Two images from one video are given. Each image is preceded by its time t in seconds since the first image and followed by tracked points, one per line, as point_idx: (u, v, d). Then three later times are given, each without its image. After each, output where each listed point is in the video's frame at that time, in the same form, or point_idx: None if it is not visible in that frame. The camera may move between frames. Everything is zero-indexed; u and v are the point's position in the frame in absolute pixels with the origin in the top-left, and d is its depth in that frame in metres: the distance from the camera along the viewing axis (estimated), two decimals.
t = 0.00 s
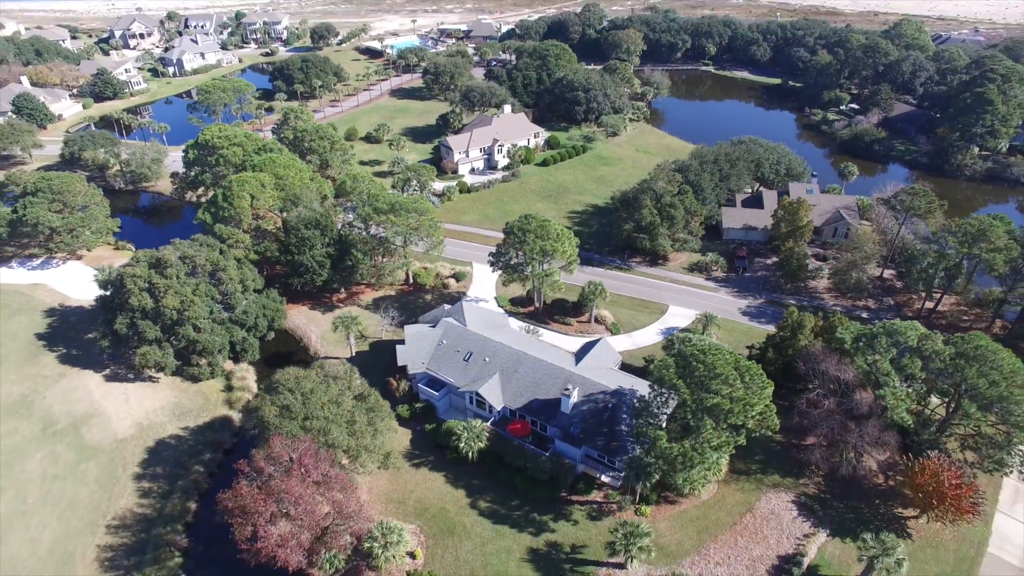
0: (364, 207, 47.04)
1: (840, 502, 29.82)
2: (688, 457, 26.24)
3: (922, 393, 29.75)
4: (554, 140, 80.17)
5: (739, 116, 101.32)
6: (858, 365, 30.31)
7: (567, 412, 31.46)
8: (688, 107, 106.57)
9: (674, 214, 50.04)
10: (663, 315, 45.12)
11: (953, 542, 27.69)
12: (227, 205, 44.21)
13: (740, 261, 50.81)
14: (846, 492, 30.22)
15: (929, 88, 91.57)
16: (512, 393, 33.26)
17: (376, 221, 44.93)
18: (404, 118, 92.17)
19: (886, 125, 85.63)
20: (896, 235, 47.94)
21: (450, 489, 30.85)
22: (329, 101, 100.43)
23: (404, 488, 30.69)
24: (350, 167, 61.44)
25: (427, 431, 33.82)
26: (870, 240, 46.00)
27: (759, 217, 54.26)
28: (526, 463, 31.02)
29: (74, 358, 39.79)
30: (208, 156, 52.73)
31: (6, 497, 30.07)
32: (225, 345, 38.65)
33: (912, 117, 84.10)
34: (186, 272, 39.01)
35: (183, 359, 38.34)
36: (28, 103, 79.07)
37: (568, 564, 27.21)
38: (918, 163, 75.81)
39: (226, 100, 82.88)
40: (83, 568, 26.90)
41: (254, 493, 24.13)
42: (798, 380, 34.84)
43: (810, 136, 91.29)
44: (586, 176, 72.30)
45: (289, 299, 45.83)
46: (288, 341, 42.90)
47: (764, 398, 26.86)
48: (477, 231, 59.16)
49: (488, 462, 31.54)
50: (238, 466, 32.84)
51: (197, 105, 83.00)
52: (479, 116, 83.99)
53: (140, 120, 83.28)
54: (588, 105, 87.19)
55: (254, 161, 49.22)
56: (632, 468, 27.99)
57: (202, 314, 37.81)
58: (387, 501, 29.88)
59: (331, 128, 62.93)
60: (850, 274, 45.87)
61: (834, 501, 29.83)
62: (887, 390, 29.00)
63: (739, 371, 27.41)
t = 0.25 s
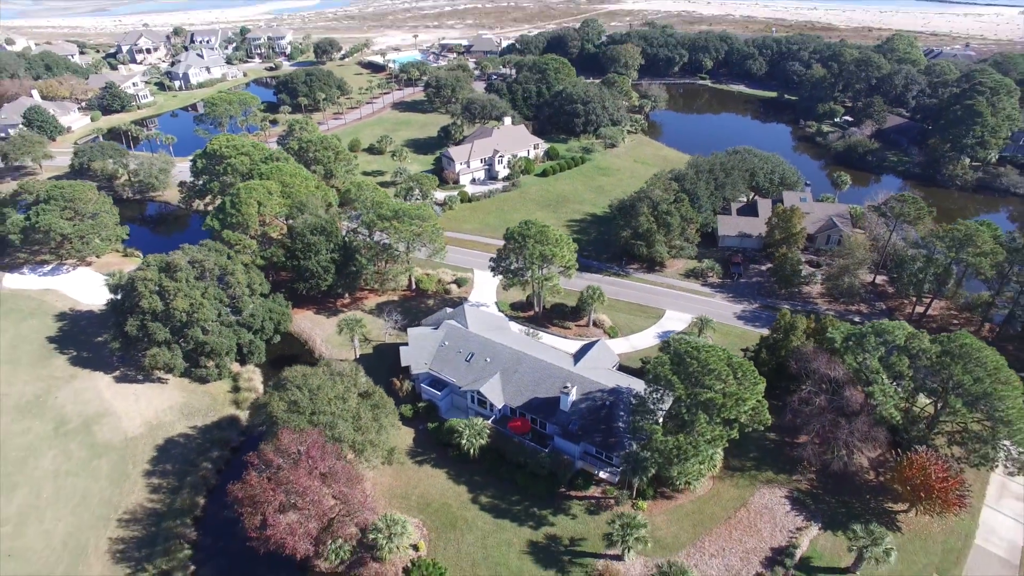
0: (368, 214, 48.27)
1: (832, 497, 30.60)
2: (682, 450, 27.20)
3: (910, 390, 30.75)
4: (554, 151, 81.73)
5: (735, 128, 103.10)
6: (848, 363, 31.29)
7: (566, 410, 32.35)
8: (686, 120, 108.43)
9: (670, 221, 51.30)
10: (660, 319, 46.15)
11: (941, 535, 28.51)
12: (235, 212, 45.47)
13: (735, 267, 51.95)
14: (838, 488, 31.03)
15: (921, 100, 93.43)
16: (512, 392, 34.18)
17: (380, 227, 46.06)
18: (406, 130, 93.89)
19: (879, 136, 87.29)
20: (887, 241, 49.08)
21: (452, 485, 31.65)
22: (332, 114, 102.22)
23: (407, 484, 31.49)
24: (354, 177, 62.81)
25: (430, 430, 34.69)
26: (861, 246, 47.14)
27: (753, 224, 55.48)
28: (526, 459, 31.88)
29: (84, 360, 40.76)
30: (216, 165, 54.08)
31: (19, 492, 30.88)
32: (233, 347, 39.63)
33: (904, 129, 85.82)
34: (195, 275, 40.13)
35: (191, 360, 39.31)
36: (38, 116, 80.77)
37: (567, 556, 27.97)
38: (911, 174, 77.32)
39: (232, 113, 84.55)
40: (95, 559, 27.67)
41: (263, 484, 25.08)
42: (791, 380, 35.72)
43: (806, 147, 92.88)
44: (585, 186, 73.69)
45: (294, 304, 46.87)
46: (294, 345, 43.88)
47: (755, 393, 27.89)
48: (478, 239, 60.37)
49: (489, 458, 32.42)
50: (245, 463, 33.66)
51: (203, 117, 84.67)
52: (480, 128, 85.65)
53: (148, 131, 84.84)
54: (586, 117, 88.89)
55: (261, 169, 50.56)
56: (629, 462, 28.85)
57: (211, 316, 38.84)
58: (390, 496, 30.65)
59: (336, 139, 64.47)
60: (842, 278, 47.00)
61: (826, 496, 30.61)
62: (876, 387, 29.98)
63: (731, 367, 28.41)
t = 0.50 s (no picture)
0: (373, 222, 49.62)
1: (823, 492, 31.53)
2: (676, 443, 28.28)
3: (896, 388, 31.90)
4: (553, 164, 83.47)
5: (732, 142, 105.07)
6: (836, 362, 32.48)
7: (564, 408, 33.41)
8: (682, 134, 110.50)
9: (666, 229, 52.64)
10: (656, 324, 47.31)
11: (928, 527, 29.45)
12: (244, 220, 46.91)
13: (730, 275, 53.23)
14: (829, 483, 31.97)
15: (913, 115, 95.43)
16: (512, 392, 35.26)
17: (384, 235, 47.32)
18: (408, 144, 95.81)
19: (872, 150, 89.10)
20: (877, 249, 50.44)
21: (454, 481, 32.60)
22: (336, 128, 104.23)
23: (411, 480, 32.44)
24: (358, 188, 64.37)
25: (432, 429, 35.70)
26: (851, 253, 48.46)
27: (748, 233, 56.85)
28: (526, 456, 32.87)
29: (96, 364, 41.85)
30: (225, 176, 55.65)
31: (34, 488, 31.81)
32: (241, 350, 40.74)
33: (896, 143, 87.66)
34: (205, 280, 41.40)
35: (200, 363, 40.41)
36: (49, 130, 82.62)
37: (566, 548, 28.86)
38: (902, 186, 78.96)
39: (238, 127, 86.48)
40: (109, 551, 28.54)
41: (274, 473, 26.18)
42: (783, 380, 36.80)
43: (800, 160, 94.70)
44: (583, 197, 75.28)
45: (300, 310, 48.04)
46: (300, 349, 44.99)
47: (747, 389, 29.07)
48: (479, 248, 61.71)
49: (490, 456, 33.42)
50: (253, 461, 34.63)
51: (210, 131, 86.58)
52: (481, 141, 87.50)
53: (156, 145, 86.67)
54: (585, 131, 90.81)
55: (269, 179, 52.10)
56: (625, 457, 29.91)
57: (220, 320, 40.03)
58: (394, 491, 31.59)
59: (341, 151, 66.16)
60: (834, 284, 48.26)
61: (817, 491, 31.55)
62: (864, 384, 31.09)
63: (723, 364, 29.58)
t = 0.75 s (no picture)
0: (377, 230, 50.81)
1: (815, 489, 32.36)
2: (672, 439, 29.28)
3: (886, 387, 32.91)
4: (553, 175, 84.97)
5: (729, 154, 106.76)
6: (827, 361, 33.51)
7: (564, 407, 34.35)
8: (680, 147, 112.25)
9: (663, 237, 53.80)
10: (653, 329, 48.32)
11: (917, 522, 30.27)
12: (252, 228, 48.15)
13: (726, 282, 54.35)
14: (821, 481, 32.81)
15: (906, 127, 97.00)
16: (513, 392, 36.21)
17: (387, 242, 48.47)
18: (410, 156, 97.43)
19: (866, 161, 90.51)
20: (870, 256, 51.59)
21: (457, 478, 33.44)
22: (339, 141, 105.99)
23: (414, 478, 33.28)
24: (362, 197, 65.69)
25: (435, 429, 36.64)
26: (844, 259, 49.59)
27: (743, 241, 58.03)
28: (527, 454, 33.74)
29: (106, 367, 42.87)
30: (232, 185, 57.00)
31: (48, 485, 32.70)
32: (248, 353, 41.73)
33: (890, 154, 89.08)
34: (214, 285, 42.49)
35: (208, 366, 41.39)
36: (59, 142, 84.32)
37: (565, 542, 29.66)
38: (896, 196, 80.26)
39: (244, 139, 88.15)
40: (121, 545, 29.39)
41: (283, 466, 27.25)
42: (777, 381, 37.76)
43: (796, 171, 96.17)
44: (582, 208, 76.65)
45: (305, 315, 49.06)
46: (305, 353, 45.95)
47: (739, 387, 30.24)
48: (480, 257, 62.87)
49: (491, 454, 34.30)
50: (260, 460, 35.48)
51: (217, 144, 88.23)
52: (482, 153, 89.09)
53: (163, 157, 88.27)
54: (584, 143, 92.45)
55: (276, 189, 53.42)
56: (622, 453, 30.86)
57: (228, 323, 41.04)
58: (398, 488, 32.42)
59: (345, 162, 67.58)
60: (827, 290, 49.37)
61: (810, 488, 32.38)
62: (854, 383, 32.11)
63: (717, 362, 30.73)
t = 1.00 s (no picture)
0: (381, 239, 52.19)
1: (807, 486, 33.34)
2: (667, 434, 30.50)
3: (874, 387, 34.09)
4: (553, 188, 86.69)
5: (725, 168, 108.69)
6: (817, 362, 34.75)
7: (563, 407, 35.45)
8: (678, 161, 114.25)
9: (660, 246, 55.12)
10: (651, 336, 49.47)
11: (906, 517, 31.26)
12: (260, 237, 49.54)
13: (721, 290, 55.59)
14: (813, 478, 33.81)
15: (899, 141, 98.84)
16: (514, 394, 37.31)
17: (392, 251, 49.82)
18: (413, 170, 99.29)
19: (860, 174, 92.14)
20: (861, 264, 52.91)
21: (459, 476, 34.44)
22: (343, 155, 107.98)
23: (417, 475, 34.28)
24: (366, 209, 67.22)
25: (438, 429, 37.68)
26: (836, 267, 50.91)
27: (738, 251, 59.37)
28: (527, 452, 34.75)
29: (117, 370, 44.05)
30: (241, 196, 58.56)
31: (63, 481, 33.77)
32: (256, 357, 42.86)
33: (883, 168, 90.69)
34: (224, 291, 43.74)
35: (217, 369, 42.53)
36: (70, 155, 86.22)
37: (564, 536, 30.63)
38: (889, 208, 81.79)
39: (250, 153, 90.08)
40: (134, 538, 30.39)
41: (293, 460, 28.44)
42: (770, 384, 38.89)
43: (791, 184, 97.83)
44: (581, 219, 78.21)
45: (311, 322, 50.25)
46: (310, 358, 47.06)
47: (732, 385, 31.69)
48: (481, 266, 64.21)
49: (492, 453, 35.33)
50: (268, 459, 36.51)
51: (223, 157, 90.13)
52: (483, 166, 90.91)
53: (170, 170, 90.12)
54: (583, 157, 94.33)
55: (283, 199, 54.93)
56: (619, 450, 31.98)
57: (237, 328, 42.21)
58: (402, 485, 33.42)
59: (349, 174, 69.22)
60: (820, 297, 50.61)
61: (802, 485, 33.37)
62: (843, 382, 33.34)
63: (710, 362, 32.19)
